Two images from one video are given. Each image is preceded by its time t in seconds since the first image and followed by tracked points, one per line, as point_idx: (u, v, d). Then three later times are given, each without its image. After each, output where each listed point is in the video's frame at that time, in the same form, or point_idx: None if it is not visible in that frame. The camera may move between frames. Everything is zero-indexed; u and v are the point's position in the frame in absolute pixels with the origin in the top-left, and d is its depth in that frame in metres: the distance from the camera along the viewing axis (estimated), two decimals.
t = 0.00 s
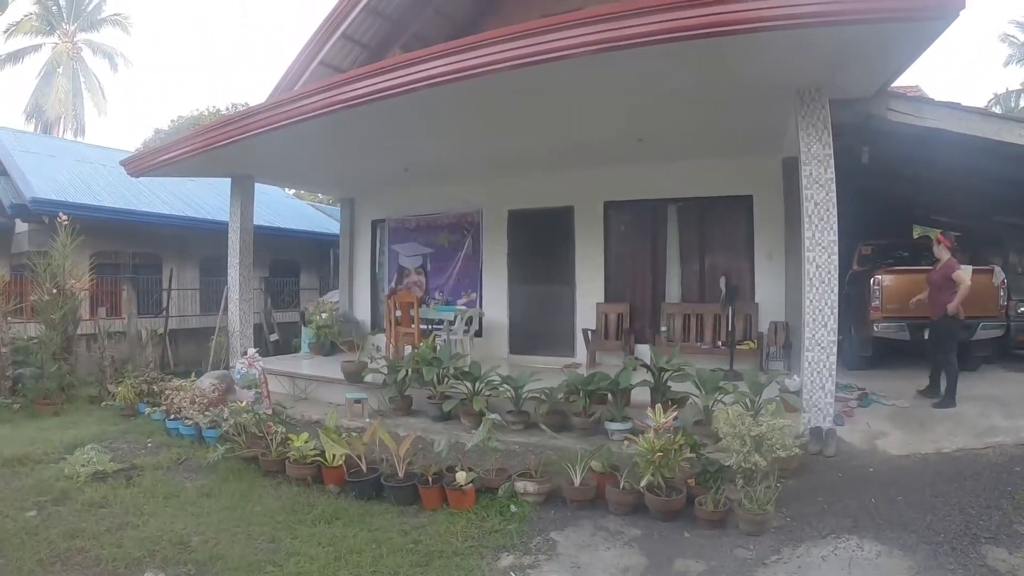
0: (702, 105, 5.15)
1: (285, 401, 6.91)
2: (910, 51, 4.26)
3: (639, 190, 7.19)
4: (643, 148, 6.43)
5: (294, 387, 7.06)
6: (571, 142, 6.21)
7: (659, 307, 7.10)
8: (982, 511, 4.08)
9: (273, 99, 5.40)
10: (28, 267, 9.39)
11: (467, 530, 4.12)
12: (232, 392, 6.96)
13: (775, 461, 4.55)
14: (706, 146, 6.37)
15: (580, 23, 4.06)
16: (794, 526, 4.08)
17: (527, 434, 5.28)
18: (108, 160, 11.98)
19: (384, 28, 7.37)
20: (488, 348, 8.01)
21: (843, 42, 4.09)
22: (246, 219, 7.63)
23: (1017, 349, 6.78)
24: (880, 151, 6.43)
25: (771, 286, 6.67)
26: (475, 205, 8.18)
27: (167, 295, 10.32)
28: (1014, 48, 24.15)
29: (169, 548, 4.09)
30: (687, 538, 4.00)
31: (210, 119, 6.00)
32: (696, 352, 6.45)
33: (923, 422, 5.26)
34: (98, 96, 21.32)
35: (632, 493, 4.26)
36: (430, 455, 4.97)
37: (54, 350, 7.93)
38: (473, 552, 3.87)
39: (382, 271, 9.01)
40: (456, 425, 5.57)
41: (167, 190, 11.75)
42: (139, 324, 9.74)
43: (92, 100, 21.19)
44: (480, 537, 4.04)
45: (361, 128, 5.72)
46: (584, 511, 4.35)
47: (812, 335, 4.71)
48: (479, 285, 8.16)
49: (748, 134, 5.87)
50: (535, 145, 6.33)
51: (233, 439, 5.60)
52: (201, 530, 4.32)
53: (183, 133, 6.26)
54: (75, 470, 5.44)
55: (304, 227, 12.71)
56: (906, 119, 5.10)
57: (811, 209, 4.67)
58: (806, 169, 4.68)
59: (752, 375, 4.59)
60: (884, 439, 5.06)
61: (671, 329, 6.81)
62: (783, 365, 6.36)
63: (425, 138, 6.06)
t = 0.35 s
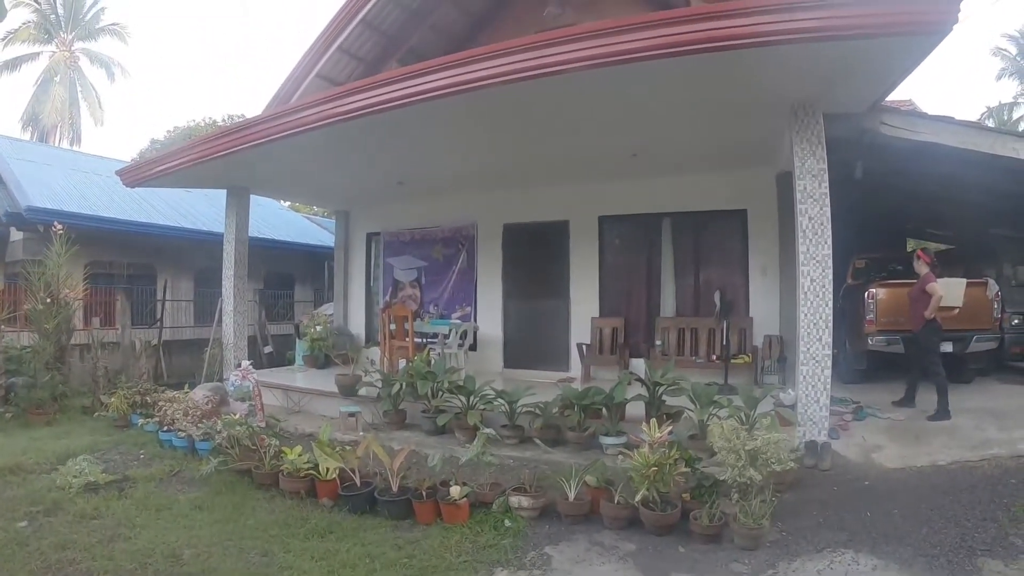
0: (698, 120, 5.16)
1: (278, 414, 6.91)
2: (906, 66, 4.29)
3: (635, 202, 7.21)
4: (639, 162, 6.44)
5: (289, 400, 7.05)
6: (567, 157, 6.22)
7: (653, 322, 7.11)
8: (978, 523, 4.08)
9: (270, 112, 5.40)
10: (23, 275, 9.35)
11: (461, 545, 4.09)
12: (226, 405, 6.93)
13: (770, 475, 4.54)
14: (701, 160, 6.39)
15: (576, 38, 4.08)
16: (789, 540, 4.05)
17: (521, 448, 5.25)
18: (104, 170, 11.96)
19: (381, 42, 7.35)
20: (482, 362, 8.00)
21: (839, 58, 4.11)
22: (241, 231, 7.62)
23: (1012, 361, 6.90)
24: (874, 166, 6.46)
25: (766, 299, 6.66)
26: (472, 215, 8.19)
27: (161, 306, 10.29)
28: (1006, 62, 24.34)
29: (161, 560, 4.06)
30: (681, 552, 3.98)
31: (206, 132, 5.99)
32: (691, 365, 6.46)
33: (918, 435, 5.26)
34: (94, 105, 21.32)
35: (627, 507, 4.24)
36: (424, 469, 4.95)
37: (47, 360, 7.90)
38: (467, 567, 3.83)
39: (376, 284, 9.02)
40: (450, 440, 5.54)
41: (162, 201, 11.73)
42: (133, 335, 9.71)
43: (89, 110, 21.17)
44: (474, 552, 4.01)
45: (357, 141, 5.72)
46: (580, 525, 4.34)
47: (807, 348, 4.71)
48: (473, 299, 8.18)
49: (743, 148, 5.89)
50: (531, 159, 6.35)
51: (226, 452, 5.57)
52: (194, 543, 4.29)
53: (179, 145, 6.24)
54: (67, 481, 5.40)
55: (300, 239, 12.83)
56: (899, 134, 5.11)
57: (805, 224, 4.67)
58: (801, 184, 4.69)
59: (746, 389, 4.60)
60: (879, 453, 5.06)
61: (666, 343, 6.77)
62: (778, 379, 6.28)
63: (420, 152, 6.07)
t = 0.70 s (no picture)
0: (691, 132, 5.17)
1: (271, 426, 6.90)
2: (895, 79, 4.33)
3: (629, 212, 7.23)
4: (631, 175, 6.48)
5: (281, 411, 7.04)
6: (560, 169, 6.23)
7: (646, 334, 7.10)
8: (973, 531, 4.10)
9: (263, 123, 5.39)
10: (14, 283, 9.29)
11: (454, 557, 4.06)
12: (218, 416, 6.90)
13: (764, 485, 4.52)
14: (694, 173, 6.42)
15: (569, 51, 4.10)
16: (784, 550, 4.03)
17: (514, 460, 5.24)
18: (96, 179, 11.92)
19: (374, 54, 7.33)
20: (474, 374, 7.98)
21: (830, 71, 4.14)
22: (234, 241, 7.60)
23: (1005, 370, 6.93)
24: (865, 177, 6.51)
25: (758, 311, 6.68)
26: (465, 225, 8.20)
27: (153, 316, 10.26)
28: (995, 73, 24.58)
29: (152, 573, 4.02)
30: (675, 564, 3.96)
31: (199, 143, 5.97)
32: (683, 378, 6.40)
33: (910, 445, 5.28)
34: (87, 114, 21.24)
35: (620, 519, 4.23)
36: (417, 481, 4.93)
37: (38, 369, 7.85)
38: None
39: (368, 296, 8.98)
40: (443, 452, 5.52)
41: (154, 210, 11.69)
42: (124, 346, 9.66)
43: (82, 119, 21.11)
44: (467, 564, 3.98)
45: (350, 153, 5.72)
46: (574, 537, 4.32)
47: (799, 359, 4.71)
48: (466, 311, 8.14)
49: (735, 161, 5.92)
50: (524, 171, 6.37)
51: (217, 463, 5.53)
52: (185, 555, 4.25)
53: (171, 156, 6.21)
54: (58, 491, 5.36)
55: (292, 250, 12.96)
56: (888, 144, 5.14)
57: (797, 235, 4.69)
58: (792, 196, 4.71)
59: (739, 400, 4.60)
60: (872, 462, 5.07)
61: (658, 355, 6.78)
62: (770, 390, 6.32)
63: (414, 164, 6.08)
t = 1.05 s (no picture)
0: (683, 143, 5.20)
1: (264, 436, 6.88)
2: (887, 89, 4.35)
3: (623, 220, 7.25)
4: (625, 185, 6.50)
5: (274, 422, 7.04)
6: (554, 179, 6.25)
7: (639, 345, 7.10)
8: (967, 537, 4.11)
9: (256, 132, 5.39)
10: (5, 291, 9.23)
11: (449, 566, 4.03)
12: (210, 426, 6.86)
13: (758, 494, 4.51)
14: (687, 183, 6.45)
15: (563, 62, 4.11)
16: (779, 558, 4.02)
17: (508, 470, 5.23)
18: (90, 187, 11.90)
19: (368, 64, 7.32)
20: (467, 384, 7.95)
21: (823, 81, 4.16)
22: (226, 250, 7.58)
23: (997, 377, 7.04)
24: (857, 187, 6.54)
25: (752, 321, 6.68)
26: (460, 233, 8.20)
27: (146, 325, 10.24)
28: (985, 82, 24.78)
29: None
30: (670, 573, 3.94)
31: (192, 151, 5.94)
32: (676, 387, 6.48)
33: (903, 453, 5.29)
34: (81, 123, 21.20)
35: (615, 528, 4.21)
36: (410, 492, 4.90)
37: (29, 378, 7.79)
38: None
39: (361, 306, 8.95)
40: (436, 462, 5.52)
41: (147, 218, 11.65)
42: (116, 355, 9.61)
43: (75, 127, 21.05)
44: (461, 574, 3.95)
45: (344, 163, 5.72)
46: (568, 547, 4.30)
47: (792, 368, 4.71)
48: (460, 321, 8.15)
49: (728, 171, 5.94)
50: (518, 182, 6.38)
51: (210, 473, 5.49)
52: (177, 565, 4.21)
53: (164, 164, 6.17)
54: (49, 500, 5.31)
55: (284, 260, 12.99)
56: (879, 154, 5.18)
57: (789, 245, 4.70)
58: (784, 206, 4.72)
59: (733, 409, 4.60)
60: (865, 470, 5.07)
61: (652, 364, 6.77)
62: (763, 400, 6.31)
63: (408, 174, 6.08)
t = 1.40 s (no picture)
0: (676, 152, 5.22)
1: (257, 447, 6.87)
2: (878, 97, 4.38)
3: (617, 228, 7.27)
4: (618, 195, 6.52)
5: (267, 433, 7.02)
6: (548, 189, 6.27)
7: (632, 354, 7.10)
8: (962, 541, 4.12)
9: (250, 143, 5.39)
10: None
11: None
12: (203, 438, 6.83)
13: (752, 501, 4.51)
14: (680, 192, 6.47)
15: (555, 72, 4.13)
16: (774, 565, 4.01)
17: (502, 480, 5.22)
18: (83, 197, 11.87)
19: (361, 75, 7.31)
20: (461, 395, 7.94)
21: (815, 90, 4.18)
22: (220, 260, 7.57)
23: (991, 381, 7.10)
24: (849, 195, 6.58)
25: (746, 329, 6.70)
26: (453, 243, 8.21)
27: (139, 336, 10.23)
28: (975, 89, 24.98)
29: None
30: None
31: (186, 162, 5.93)
32: (671, 396, 6.39)
33: (897, 459, 5.30)
34: (74, 132, 21.15)
35: (610, 537, 4.20)
36: (404, 502, 4.89)
37: (22, 389, 7.75)
38: None
39: (354, 317, 8.93)
40: (430, 472, 5.52)
41: (140, 228, 11.63)
42: (110, 365, 9.57)
43: (68, 136, 21.01)
44: None
45: (337, 173, 5.73)
46: (563, 556, 4.28)
47: (786, 376, 4.71)
48: (453, 331, 8.15)
49: (720, 180, 5.96)
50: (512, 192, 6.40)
51: (204, 485, 5.47)
52: None
53: (157, 175, 6.16)
54: (42, 512, 5.28)
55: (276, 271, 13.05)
56: (872, 161, 5.20)
57: (782, 253, 4.72)
58: (776, 214, 4.74)
59: (727, 417, 4.60)
60: (860, 477, 5.08)
61: (645, 374, 6.81)
62: (757, 407, 6.36)
63: (401, 184, 6.09)
